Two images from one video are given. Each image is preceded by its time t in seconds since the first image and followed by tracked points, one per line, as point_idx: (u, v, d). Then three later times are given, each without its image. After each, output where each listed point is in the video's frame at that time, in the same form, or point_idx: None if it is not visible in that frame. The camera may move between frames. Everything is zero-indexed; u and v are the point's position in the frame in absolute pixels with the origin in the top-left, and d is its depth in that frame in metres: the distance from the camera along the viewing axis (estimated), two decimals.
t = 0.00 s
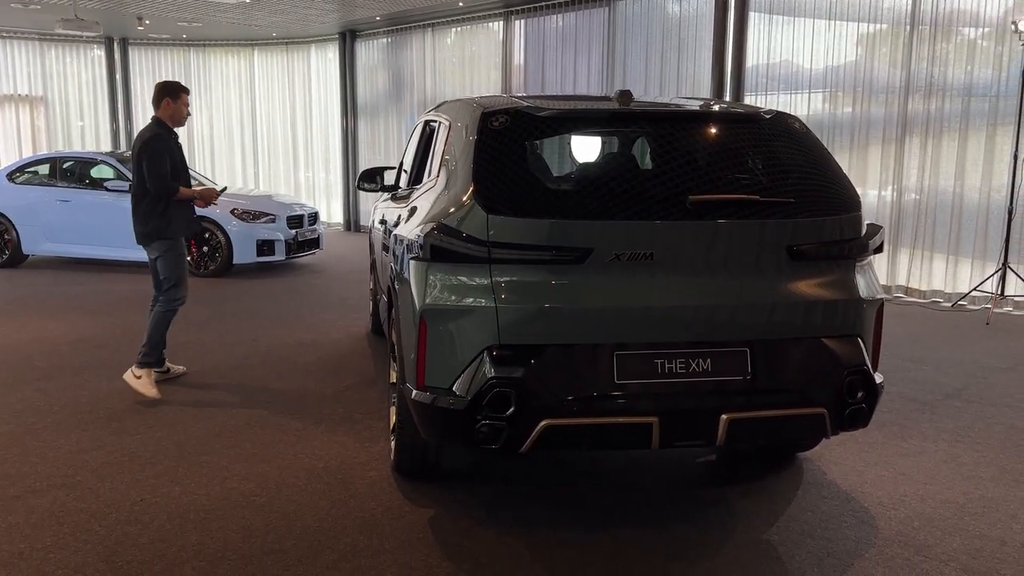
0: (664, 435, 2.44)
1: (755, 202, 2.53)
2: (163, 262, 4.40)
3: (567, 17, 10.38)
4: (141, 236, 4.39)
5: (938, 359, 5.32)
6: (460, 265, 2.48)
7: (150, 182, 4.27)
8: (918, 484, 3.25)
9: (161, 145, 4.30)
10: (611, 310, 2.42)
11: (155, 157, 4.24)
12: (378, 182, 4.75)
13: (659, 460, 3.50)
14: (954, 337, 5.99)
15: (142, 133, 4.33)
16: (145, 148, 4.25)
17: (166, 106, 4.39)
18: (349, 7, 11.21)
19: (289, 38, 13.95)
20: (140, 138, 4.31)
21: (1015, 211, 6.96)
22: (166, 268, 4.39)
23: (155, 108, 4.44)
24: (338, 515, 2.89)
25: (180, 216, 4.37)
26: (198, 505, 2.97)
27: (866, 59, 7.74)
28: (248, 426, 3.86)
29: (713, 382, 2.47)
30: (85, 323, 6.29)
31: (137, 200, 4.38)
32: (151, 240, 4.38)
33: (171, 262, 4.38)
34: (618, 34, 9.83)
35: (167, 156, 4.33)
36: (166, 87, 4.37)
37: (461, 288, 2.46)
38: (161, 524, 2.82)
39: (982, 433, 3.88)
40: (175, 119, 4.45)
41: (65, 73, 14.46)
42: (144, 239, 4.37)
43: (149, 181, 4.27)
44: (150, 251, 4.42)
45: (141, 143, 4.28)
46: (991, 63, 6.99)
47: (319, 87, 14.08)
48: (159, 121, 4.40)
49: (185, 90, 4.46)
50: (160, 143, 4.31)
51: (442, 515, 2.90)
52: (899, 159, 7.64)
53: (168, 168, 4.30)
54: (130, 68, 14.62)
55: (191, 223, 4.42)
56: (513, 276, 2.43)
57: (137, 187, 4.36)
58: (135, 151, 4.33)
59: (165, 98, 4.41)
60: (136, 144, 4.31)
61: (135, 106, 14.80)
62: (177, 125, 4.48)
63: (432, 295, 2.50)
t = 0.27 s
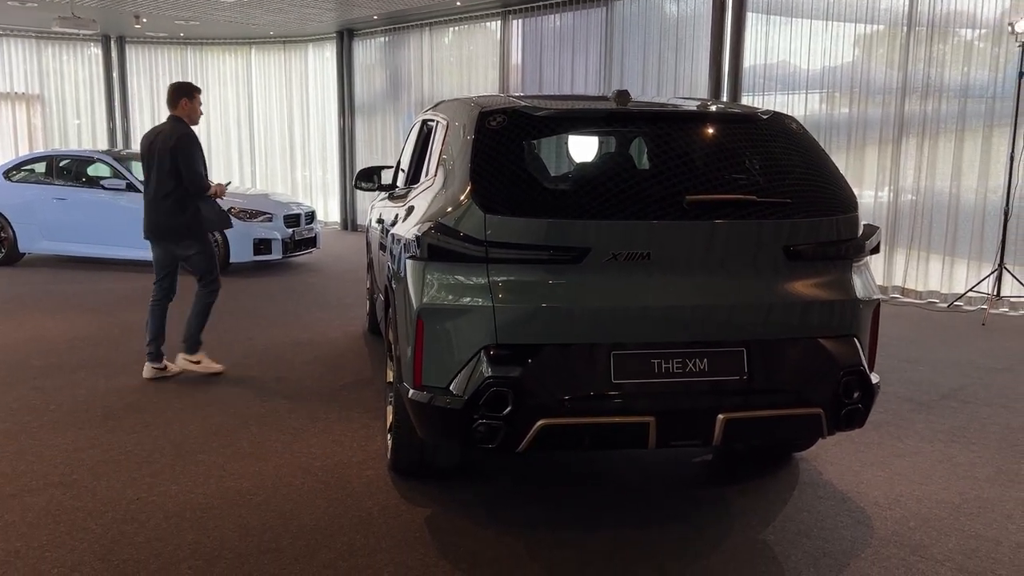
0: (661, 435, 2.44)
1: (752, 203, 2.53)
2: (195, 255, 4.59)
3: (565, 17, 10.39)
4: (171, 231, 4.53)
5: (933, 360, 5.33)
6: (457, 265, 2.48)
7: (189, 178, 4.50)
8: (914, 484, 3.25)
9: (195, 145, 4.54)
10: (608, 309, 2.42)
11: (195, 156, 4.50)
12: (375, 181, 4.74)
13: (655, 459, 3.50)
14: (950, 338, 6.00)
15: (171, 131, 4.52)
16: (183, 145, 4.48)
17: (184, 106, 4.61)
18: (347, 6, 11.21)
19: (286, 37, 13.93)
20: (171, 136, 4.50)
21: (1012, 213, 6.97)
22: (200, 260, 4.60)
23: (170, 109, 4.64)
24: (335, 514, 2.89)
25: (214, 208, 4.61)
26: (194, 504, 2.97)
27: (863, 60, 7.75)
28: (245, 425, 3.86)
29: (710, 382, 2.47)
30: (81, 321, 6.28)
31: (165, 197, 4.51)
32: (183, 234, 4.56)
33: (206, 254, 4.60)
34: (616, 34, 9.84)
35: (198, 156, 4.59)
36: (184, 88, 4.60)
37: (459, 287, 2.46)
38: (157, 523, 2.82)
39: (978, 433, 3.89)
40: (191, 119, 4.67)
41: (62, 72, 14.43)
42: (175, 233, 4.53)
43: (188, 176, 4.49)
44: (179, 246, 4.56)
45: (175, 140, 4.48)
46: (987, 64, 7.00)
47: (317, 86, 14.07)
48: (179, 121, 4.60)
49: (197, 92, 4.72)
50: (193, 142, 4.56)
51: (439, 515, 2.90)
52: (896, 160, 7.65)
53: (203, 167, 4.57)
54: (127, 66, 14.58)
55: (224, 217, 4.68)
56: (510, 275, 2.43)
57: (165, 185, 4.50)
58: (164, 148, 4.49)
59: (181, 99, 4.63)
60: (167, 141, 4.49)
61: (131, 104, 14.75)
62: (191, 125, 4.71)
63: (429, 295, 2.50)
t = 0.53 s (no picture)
0: (658, 435, 2.44)
1: (750, 203, 2.53)
2: (220, 254, 4.90)
3: (564, 17, 10.39)
4: (203, 230, 4.77)
5: (931, 360, 5.33)
6: (455, 264, 2.48)
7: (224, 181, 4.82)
8: (911, 485, 3.26)
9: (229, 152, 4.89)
10: (605, 309, 2.42)
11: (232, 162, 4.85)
12: (374, 180, 4.73)
13: (652, 459, 3.50)
14: (947, 339, 6.01)
15: (208, 137, 4.82)
16: (224, 151, 4.80)
17: (214, 114, 4.93)
18: (345, 5, 11.20)
19: (285, 35, 13.91)
20: (211, 141, 4.81)
21: (1009, 214, 6.98)
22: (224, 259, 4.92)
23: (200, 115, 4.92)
24: (332, 513, 2.88)
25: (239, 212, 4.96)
26: (191, 503, 2.96)
27: (861, 61, 7.75)
28: (242, 424, 3.85)
29: (708, 382, 2.47)
30: (78, 320, 6.27)
31: (200, 197, 4.76)
32: (214, 234, 4.85)
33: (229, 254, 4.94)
34: (615, 34, 9.84)
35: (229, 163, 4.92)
36: (216, 97, 4.93)
37: (456, 287, 2.46)
38: (153, 522, 2.81)
39: (975, 434, 3.89)
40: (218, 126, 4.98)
41: (60, 69, 14.41)
42: (208, 233, 4.79)
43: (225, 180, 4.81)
44: (207, 245, 4.82)
45: (215, 146, 4.81)
46: (985, 65, 7.00)
47: (315, 85, 14.05)
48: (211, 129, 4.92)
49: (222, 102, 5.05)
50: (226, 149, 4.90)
51: (436, 514, 2.89)
52: (894, 160, 7.66)
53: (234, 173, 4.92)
54: (125, 65, 14.56)
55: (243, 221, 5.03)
56: (507, 274, 2.42)
57: (203, 186, 4.76)
58: (204, 152, 4.78)
59: (210, 107, 4.94)
60: (207, 146, 4.79)
61: (129, 102, 14.74)
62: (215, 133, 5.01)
63: (427, 294, 2.50)
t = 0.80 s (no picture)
0: (656, 435, 2.44)
1: (749, 204, 2.53)
2: (247, 243, 5.29)
3: (563, 17, 10.39)
4: (233, 219, 5.17)
5: (929, 362, 5.34)
6: (454, 264, 2.47)
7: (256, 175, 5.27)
8: (909, 486, 3.26)
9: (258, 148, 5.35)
10: (604, 310, 2.42)
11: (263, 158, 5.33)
12: (373, 180, 4.72)
13: (650, 460, 3.50)
14: (945, 340, 6.01)
15: (239, 133, 5.25)
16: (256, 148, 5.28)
17: (243, 111, 5.34)
18: (345, 4, 11.19)
19: (284, 34, 13.90)
20: (243, 137, 5.24)
21: (1007, 215, 6.99)
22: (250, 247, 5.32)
23: (226, 110, 5.30)
24: (330, 513, 2.88)
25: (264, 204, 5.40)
26: (189, 502, 2.96)
27: (861, 62, 7.75)
28: (240, 423, 3.85)
29: (706, 383, 2.47)
30: (76, 318, 6.26)
31: (232, 188, 5.18)
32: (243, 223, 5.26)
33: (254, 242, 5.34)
34: (614, 34, 9.83)
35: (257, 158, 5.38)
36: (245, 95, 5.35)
37: (455, 287, 2.45)
38: (151, 521, 2.81)
39: (972, 435, 3.90)
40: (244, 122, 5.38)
41: (59, 68, 14.39)
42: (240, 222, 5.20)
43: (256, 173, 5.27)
44: (234, 233, 5.22)
45: (246, 142, 5.24)
46: (984, 67, 7.01)
47: (314, 84, 14.05)
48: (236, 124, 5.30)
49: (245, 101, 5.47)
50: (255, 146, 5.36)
51: (434, 514, 2.89)
52: (894, 162, 7.66)
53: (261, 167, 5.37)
54: (124, 63, 14.56)
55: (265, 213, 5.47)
56: (506, 274, 2.42)
57: (236, 178, 5.19)
58: (236, 147, 5.22)
59: (238, 104, 5.35)
60: (239, 141, 5.22)
61: (128, 101, 14.72)
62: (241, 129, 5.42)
63: (425, 294, 2.50)
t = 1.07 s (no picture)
0: (655, 436, 2.44)
1: (749, 205, 2.53)
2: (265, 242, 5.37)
3: (563, 18, 10.40)
4: (255, 218, 5.23)
5: (928, 363, 5.34)
6: (453, 264, 2.47)
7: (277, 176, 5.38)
8: (908, 487, 3.26)
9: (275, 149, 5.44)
10: (604, 310, 2.42)
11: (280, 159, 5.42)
12: (373, 180, 4.71)
13: (650, 460, 3.50)
14: (944, 342, 6.01)
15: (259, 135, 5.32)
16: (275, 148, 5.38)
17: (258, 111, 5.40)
18: (345, 4, 11.19)
19: (284, 34, 13.90)
20: (263, 139, 5.33)
21: (1006, 217, 7.00)
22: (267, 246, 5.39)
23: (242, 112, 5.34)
24: (329, 513, 2.88)
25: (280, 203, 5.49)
26: (188, 502, 2.96)
27: (861, 64, 7.75)
28: (239, 423, 3.85)
29: (706, 383, 2.47)
30: (75, 318, 6.26)
31: (254, 188, 5.25)
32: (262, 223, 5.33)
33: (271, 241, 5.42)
34: (615, 35, 9.84)
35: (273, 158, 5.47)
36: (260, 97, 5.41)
37: (454, 287, 2.45)
38: (150, 520, 2.81)
39: (972, 437, 3.90)
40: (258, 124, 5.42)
41: (59, 67, 14.38)
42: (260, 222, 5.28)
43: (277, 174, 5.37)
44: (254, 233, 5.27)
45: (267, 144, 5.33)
46: (984, 69, 7.01)
47: (314, 84, 14.05)
48: (253, 126, 5.35)
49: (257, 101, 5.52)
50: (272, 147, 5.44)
51: (433, 514, 2.89)
52: (893, 163, 7.66)
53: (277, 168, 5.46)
54: (124, 62, 14.55)
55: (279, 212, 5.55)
56: (506, 275, 2.42)
57: (258, 178, 5.28)
58: (257, 148, 5.29)
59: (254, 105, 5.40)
60: (260, 143, 5.30)
61: (128, 100, 14.72)
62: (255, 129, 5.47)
63: (425, 294, 2.50)
